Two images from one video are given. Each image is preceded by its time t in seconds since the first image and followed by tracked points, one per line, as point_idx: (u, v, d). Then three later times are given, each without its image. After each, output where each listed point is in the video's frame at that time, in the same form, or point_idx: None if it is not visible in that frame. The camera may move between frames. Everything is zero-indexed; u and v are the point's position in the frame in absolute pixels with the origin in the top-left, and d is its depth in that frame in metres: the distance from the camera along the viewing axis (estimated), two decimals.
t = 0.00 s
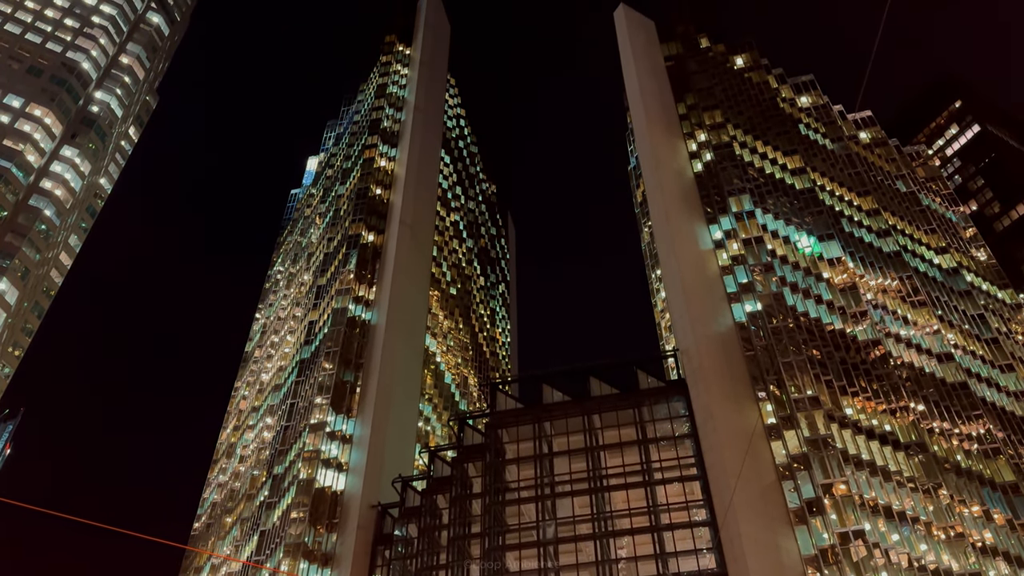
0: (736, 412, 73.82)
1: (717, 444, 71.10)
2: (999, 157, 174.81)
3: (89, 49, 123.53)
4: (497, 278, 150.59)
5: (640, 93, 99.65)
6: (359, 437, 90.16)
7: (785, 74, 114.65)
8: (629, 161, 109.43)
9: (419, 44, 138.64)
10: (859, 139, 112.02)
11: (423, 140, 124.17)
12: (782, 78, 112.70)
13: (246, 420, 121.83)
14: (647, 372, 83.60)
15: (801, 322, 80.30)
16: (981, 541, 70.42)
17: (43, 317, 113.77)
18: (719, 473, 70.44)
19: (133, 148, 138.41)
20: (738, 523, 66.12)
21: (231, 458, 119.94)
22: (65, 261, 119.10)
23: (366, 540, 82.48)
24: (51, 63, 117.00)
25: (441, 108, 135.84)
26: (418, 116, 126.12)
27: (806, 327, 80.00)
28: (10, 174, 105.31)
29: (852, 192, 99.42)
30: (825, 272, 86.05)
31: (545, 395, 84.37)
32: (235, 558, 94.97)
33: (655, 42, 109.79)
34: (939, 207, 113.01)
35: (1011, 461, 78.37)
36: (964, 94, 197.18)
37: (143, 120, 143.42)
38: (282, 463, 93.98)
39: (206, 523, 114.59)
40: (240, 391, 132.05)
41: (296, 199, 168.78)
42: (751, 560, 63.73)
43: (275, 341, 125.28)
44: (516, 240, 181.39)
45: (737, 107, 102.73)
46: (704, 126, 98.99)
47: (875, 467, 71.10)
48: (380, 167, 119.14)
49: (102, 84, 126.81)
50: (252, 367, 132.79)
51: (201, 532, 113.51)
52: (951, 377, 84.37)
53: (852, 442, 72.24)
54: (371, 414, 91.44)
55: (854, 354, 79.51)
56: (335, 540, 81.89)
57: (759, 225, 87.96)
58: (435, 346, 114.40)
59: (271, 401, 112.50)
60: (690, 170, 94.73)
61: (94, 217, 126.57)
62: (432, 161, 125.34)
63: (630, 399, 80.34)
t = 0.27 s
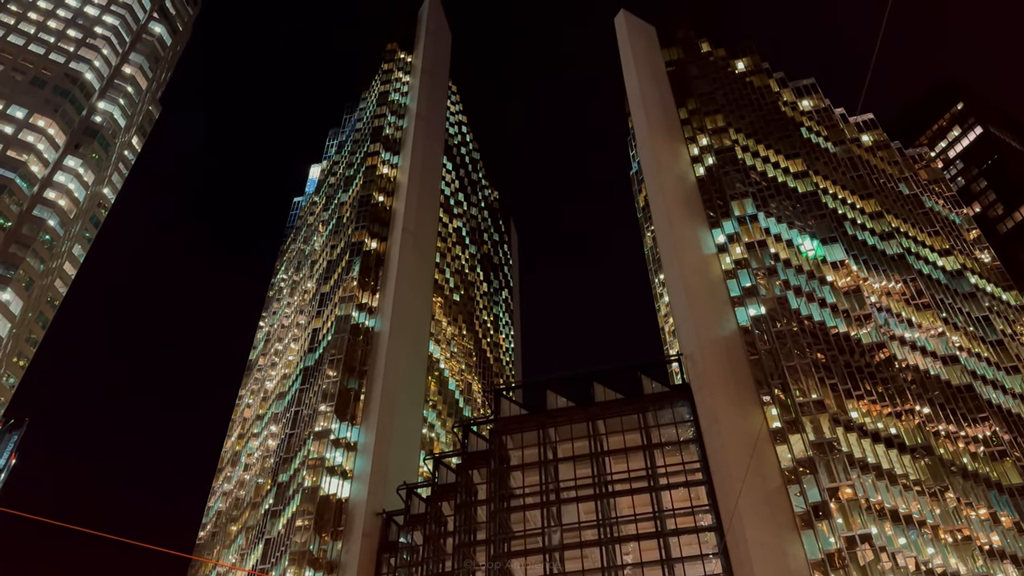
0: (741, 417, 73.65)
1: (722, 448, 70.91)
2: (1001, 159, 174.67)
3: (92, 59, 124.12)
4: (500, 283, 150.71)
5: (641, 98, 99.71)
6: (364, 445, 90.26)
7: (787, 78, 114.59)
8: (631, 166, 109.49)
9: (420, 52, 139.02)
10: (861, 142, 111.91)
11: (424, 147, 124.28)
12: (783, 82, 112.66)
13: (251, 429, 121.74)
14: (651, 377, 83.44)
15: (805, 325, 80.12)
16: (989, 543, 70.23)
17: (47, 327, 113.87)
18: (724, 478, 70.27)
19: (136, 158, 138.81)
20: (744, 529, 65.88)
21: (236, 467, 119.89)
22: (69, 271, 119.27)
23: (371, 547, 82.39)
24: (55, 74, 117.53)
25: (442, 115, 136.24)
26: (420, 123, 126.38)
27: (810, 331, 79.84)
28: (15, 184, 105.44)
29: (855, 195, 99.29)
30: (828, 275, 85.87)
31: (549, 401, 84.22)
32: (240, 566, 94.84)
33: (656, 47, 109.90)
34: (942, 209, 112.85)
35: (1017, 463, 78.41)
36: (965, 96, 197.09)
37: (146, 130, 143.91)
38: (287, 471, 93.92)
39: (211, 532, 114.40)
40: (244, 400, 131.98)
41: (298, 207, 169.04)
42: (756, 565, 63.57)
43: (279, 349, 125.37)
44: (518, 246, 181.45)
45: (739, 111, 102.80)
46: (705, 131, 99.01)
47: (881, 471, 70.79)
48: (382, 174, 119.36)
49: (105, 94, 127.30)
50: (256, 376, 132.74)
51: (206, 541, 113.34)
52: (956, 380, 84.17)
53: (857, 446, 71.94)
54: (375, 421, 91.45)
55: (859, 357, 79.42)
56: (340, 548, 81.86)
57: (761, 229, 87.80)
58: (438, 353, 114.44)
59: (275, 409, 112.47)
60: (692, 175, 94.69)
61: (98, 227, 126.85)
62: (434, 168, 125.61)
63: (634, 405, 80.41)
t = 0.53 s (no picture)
0: (751, 418, 73.39)
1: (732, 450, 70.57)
2: (1009, 156, 173.92)
3: (99, 70, 124.96)
4: (507, 287, 150.75)
5: (645, 100, 99.58)
6: (373, 450, 90.40)
7: (792, 77, 114.33)
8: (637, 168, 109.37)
9: (424, 57, 139.36)
10: (868, 140, 111.59)
11: (430, 152, 124.44)
12: (788, 82, 112.41)
13: (261, 436, 121.91)
14: (660, 380, 83.08)
15: (814, 326, 79.87)
16: (1004, 543, 69.43)
17: (58, 337, 114.41)
18: (734, 480, 70.04)
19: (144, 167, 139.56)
20: (755, 530, 65.68)
21: (246, 474, 120.09)
22: (78, 281, 119.83)
23: (383, 553, 82.50)
24: (62, 85, 118.26)
25: (448, 120, 136.46)
26: (425, 128, 126.61)
27: (819, 331, 79.54)
28: (24, 196, 105.79)
29: (863, 194, 98.99)
30: (837, 274, 85.58)
31: (558, 404, 84.04)
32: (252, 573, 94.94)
33: (660, 49, 109.93)
34: (950, 206, 112.43)
35: None
36: (972, 93, 196.40)
37: (153, 140, 144.64)
38: (297, 477, 94.11)
39: (222, 540, 114.53)
40: (253, 407, 132.20)
41: (305, 214, 169.47)
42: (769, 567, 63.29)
43: (288, 356, 125.61)
44: (525, 249, 181.51)
45: (744, 112, 102.59)
46: (711, 132, 98.91)
47: (893, 471, 70.51)
48: (388, 180, 119.53)
49: (112, 105, 128.00)
50: (266, 382, 132.99)
51: (218, 548, 113.46)
52: (967, 378, 83.72)
53: (869, 446, 71.61)
54: (384, 427, 91.56)
55: (869, 356, 78.97)
56: (351, 554, 82.17)
57: (769, 230, 87.60)
58: (447, 357, 114.51)
59: (285, 416, 112.69)
60: (698, 176, 94.58)
61: (107, 237, 127.48)
62: (440, 173, 125.81)
63: (643, 407, 79.86)
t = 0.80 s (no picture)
0: (766, 416, 73.08)
1: (749, 449, 70.23)
2: (1022, 147, 172.46)
3: (110, 81, 125.93)
4: (518, 289, 150.73)
5: (654, 99, 99.32)
6: (388, 454, 90.68)
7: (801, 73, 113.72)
8: (646, 167, 109.26)
9: (431, 61, 139.75)
10: (879, 135, 110.87)
11: (439, 155, 124.73)
12: (797, 78, 111.85)
13: (276, 441, 122.32)
14: (673, 379, 82.47)
15: (828, 322, 79.44)
16: None
17: (73, 347, 115.27)
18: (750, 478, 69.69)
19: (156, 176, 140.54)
20: (773, 529, 65.20)
21: (262, 479, 120.52)
22: (93, 291, 120.61)
23: (400, 556, 82.56)
24: (73, 96, 119.29)
25: (456, 123, 136.72)
26: (434, 132, 126.95)
27: (833, 327, 79.09)
28: (37, 207, 106.50)
29: (874, 189, 98.38)
30: (850, 270, 85.07)
31: (571, 404, 83.79)
32: None
33: (667, 47, 109.77)
34: (963, 199, 111.58)
35: None
36: (983, 85, 194.91)
37: (164, 149, 145.61)
38: (312, 482, 94.57)
39: (239, 545, 114.95)
40: (268, 412, 132.67)
41: (316, 219, 170.13)
42: (786, 565, 62.88)
43: (301, 361, 126.07)
44: (536, 251, 181.45)
45: (753, 109, 102.27)
46: (720, 129, 98.66)
47: (910, 467, 69.97)
48: (398, 184, 119.88)
49: (123, 115, 128.93)
50: (280, 388, 133.43)
51: (236, 554, 113.92)
52: (984, 372, 82.98)
53: (885, 442, 71.07)
54: (398, 430, 91.87)
55: (884, 352, 78.41)
56: (368, 557, 82.21)
57: (780, 226, 87.27)
58: (459, 360, 114.63)
59: (299, 421, 113.03)
60: (708, 174, 94.36)
61: (120, 246, 128.25)
62: (450, 176, 126.13)
63: (657, 407, 79.61)
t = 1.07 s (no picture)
0: (785, 411, 72.59)
1: (768, 444, 69.78)
2: None
3: (123, 91, 127.02)
4: (532, 289, 150.64)
5: (664, 95, 99.03)
6: (406, 456, 90.99)
7: (812, 66, 112.91)
8: (658, 164, 108.96)
9: (441, 63, 140.03)
10: (893, 126, 109.96)
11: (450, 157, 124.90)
12: (808, 70, 111.06)
13: (295, 445, 122.89)
14: (690, 375, 82.25)
15: (846, 315, 78.88)
16: None
17: (94, 356, 116.35)
18: (770, 474, 69.19)
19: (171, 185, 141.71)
20: (794, 525, 64.80)
21: (282, 484, 121.09)
22: (111, 300, 121.59)
23: (419, 559, 82.23)
24: (88, 108, 120.47)
25: (467, 125, 136.87)
26: (445, 134, 127.20)
27: (851, 321, 78.49)
28: (55, 218, 107.38)
29: (890, 180, 97.59)
30: (866, 263, 84.42)
31: (588, 404, 83.64)
32: None
33: (677, 43, 109.38)
34: (980, 189, 110.47)
35: None
36: (998, 74, 192.92)
37: (178, 157, 146.72)
38: (332, 485, 95.44)
39: (261, 550, 115.57)
40: (287, 417, 133.35)
41: (330, 224, 170.87)
42: (809, 562, 62.60)
43: (318, 365, 126.69)
44: (549, 250, 181.29)
45: (765, 103, 101.71)
46: (732, 124, 98.25)
47: (932, 459, 69.39)
48: (410, 187, 120.24)
49: (137, 125, 129.87)
50: (298, 393, 134.07)
51: (257, 558, 114.50)
52: (1005, 363, 82.01)
53: (906, 435, 70.56)
54: (416, 432, 92.13)
55: (903, 345, 77.73)
56: (389, 560, 82.64)
57: (795, 220, 86.76)
58: (475, 361, 114.71)
59: (318, 425, 113.56)
60: (721, 169, 93.86)
61: (137, 255, 129.23)
62: (462, 178, 126.25)
63: (675, 405, 79.38)
